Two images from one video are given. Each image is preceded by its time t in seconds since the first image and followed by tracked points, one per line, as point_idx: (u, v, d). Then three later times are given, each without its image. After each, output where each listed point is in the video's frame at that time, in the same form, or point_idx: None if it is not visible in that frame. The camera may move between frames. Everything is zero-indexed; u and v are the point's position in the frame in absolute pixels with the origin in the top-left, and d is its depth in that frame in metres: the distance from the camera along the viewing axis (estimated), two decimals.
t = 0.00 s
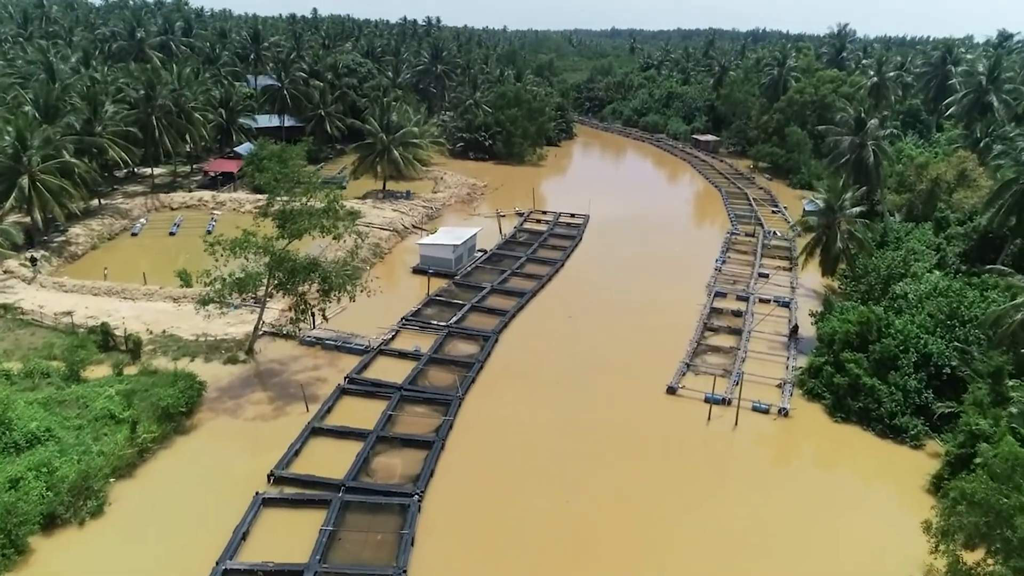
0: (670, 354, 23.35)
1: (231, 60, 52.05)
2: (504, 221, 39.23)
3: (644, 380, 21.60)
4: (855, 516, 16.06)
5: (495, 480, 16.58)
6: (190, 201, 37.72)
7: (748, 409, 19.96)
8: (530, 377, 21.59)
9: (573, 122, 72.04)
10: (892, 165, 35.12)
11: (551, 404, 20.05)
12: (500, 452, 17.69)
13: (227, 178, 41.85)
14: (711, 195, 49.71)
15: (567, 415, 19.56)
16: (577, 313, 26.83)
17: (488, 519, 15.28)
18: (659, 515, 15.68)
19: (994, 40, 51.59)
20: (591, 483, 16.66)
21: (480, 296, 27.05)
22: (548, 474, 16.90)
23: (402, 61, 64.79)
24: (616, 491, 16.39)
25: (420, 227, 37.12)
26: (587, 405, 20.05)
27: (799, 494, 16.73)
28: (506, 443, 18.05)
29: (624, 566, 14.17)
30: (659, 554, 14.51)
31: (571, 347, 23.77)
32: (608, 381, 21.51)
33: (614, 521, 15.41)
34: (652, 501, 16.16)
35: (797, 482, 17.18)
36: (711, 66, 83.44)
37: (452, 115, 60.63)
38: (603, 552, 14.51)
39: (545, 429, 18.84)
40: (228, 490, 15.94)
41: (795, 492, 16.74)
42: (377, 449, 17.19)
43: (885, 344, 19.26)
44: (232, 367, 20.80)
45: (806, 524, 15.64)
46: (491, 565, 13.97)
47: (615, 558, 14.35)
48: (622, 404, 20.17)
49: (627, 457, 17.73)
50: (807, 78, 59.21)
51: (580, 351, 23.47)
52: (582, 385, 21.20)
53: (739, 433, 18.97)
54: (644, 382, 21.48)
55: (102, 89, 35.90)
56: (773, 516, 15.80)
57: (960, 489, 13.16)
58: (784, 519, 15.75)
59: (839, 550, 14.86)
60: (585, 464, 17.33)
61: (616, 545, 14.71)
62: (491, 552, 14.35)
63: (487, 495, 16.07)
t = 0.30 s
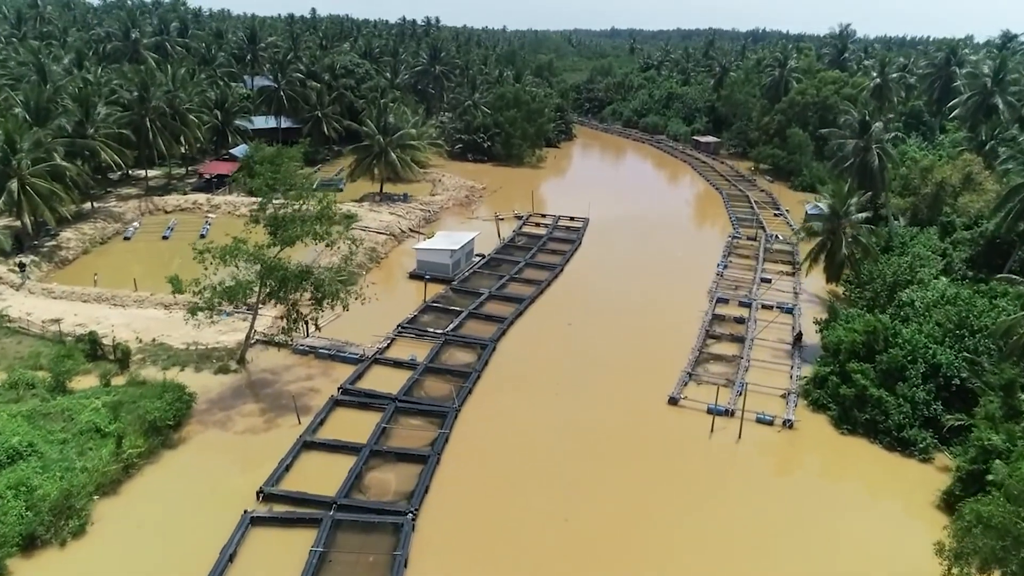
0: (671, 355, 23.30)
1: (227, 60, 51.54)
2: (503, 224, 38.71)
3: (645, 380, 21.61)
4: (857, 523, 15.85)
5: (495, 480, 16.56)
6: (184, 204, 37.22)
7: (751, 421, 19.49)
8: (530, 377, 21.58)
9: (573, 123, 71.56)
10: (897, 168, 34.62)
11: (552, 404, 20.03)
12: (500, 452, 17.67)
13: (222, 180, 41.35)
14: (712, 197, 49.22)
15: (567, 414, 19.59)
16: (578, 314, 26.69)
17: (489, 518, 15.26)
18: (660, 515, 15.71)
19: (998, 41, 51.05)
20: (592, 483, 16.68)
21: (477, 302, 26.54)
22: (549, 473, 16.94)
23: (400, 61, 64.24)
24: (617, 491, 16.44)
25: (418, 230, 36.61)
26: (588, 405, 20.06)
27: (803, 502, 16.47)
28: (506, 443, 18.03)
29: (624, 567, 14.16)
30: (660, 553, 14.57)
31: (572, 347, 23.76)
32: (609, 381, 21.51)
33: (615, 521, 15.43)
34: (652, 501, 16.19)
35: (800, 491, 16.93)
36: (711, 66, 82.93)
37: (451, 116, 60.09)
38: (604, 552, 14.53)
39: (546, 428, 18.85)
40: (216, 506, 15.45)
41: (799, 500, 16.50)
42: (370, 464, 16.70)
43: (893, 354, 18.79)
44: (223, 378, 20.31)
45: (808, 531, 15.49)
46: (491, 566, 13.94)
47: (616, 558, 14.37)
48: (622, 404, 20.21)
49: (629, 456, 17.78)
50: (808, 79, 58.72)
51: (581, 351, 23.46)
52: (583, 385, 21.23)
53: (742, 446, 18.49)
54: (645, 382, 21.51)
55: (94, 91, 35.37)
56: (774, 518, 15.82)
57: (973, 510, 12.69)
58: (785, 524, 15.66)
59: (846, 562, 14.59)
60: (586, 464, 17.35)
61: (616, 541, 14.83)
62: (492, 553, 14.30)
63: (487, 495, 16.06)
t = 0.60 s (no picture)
0: (671, 359, 23.29)
1: (223, 62, 51.07)
2: (501, 228, 38.18)
3: (644, 383, 21.66)
4: (862, 534, 15.62)
5: (496, 485, 16.59)
6: (178, 208, 36.74)
7: (756, 433, 19.00)
8: (530, 379, 21.68)
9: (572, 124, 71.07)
10: (901, 170, 34.15)
11: (552, 408, 20.08)
12: (501, 457, 17.69)
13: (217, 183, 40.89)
14: (712, 200, 48.71)
15: (567, 418, 19.65)
16: (578, 317, 26.64)
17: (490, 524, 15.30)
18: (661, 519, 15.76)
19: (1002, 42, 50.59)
20: (592, 487, 16.73)
21: (475, 309, 26.04)
22: (549, 477, 17.00)
23: (398, 62, 63.72)
24: (617, 494, 16.51)
25: (415, 234, 36.11)
26: (589, 406, 20.23)
27: (807, 512, 16.22)
28: (506, 446, 18.16)
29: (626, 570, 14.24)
30: (661, 557, 14.61)
31: (572, 349, 23.79)
32: (609, 384, 21.56)
33: (616, 525, 15.48)
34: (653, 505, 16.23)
35: (804, 503, 16.57)
36: (711, 67, 82.45)
37: (450, 117, 59.55)
38: (604, 557, 14.56)
39: (546, 432, 18.88)
40: (204, 525, 14.94)
41: (802, 509, 16.25)
42: (364, 481, 16.20)
43: (901, 365, 18.31)
44: (214, 389, 19.80)
45: (812, 541, 15.30)
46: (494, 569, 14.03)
47: (616, 563, 14.41)
48: (622, 407, 20.28)
49: (629, 459, 17.85)
50: (809, 80, 58.27)
51: (581, 354, 23.50)
52: (583, 388, 21.30)
53: (747, 460, 17.99)
54: (645, 385, 21.55)
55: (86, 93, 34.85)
56: (775, 519, 15.87)
57: (990, 534, 12.21)
58: (787, 530, 15.58)
59: None
60: (586, 468, 17.42)
61: (616, 547, 14.86)
62: (493, 559, 14.30)
63: (488, 500, 16.08)
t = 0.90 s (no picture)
0: (670, 359, 23.32)
1: (219, 63, 50.54)
2: (500, 231, 37.64)
3: (644, 383, 21.72)
4: (865, 542, 15.40)
5: (496, 486, 16.62)
6: (173, 212, 36.25)
7: (761, 445, 18.49)
8: (530, 381, 21.70)
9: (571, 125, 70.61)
10: (905, 173, 33.64)
11: (552, 408, 20.13)
12: (500, 459, 17.67)
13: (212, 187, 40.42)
14: (713, 202, 48.23)
15: (567, 418, 19.70)
16: (578, 318, 26.63)
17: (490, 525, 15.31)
18: (660, 518, 15.79)
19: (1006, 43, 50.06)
20: (592, 488, 16.75)
21: (473, 316, 25.53)
22: (549, 477, 17.03)
23: (396, 63, 63.18)
24: (616, 495, 16.54)
25: (413, 238, 35.62)
26: (588, 407, 20.27)
27: (811, 524, 15.89)
28: (506, 446, 18.18)
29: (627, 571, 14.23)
30: (660, 558, 14.62)
31: (572, 350, 23.84)
32: (608, 384, 21.63)
33: (616, 525, 15.51)
34: (652, 505, 16.23)
35: (810, 516, 16.16)
36: (712, 67, 81.90)
37: (448, 118, 59.05)
38: (604, 558, 14.54)
39: (546, 433, 18.91)
40: (190, 544, 14.42)
41: (806, 521, 15.93)
42: (357, 498, 15.70)
43: (910, 376, 17.82)
44: (204, 401, 19.29)
45: (815, 549, 15.11)
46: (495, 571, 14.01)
47: (616, 564, 14.39)
48: (621, 407, 20.33)
49: (629, 459, 17.91)
50: (811, 81, 57.76)
51: (581, 355, 23.55)
52: (583, 388, 21.35)
53: (752, 474, 17.47)
54: (644, 385, 21.60)
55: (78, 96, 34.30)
56: (775, 522, 15.83)
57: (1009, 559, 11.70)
58: (788, 536, 15.47)
59: None
60: (586, 468, 17.46)
61: (617, 547, 14.86)
62: (493, 562, 14.26)
63: (488, 501, 16.07)
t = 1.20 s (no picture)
0: (671, 360, 23.33)
1: (214, 64, 50.03)
2: (499, 235, 37.12)
3: (644, 383, 21.76)
4: (868, 549, 15.25)
5: (497, 487, 16.61)
6: (166, 215, 35.76)
7: (765, 459, 18.00)
8: (529, 382, 21.68)
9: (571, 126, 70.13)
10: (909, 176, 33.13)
11: (552, 408, 20.15)
12: (500, 459, 17.67)
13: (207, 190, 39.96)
14: (714, 204, 47.74)
15: (568, 418, 19.72)
16: (578, 320, 26.57)
17: (491, 526, 15.30)
18: (661, 518, 15.82)
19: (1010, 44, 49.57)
20: (593, 488, 16.76)
21: (471, 323, 25.01)
22: (551, 478, 17.04)
23: (394, 63, 62.70)
24: (617, 494, 16.57)
25: (410, 242, 35.12)
26: (588, 407, 20.28)
27: (815, 534, 15.60)
28: (505, 448, 18.19)
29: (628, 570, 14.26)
30: (661, 557, 14.63)
31: (572, 351, 23.82)
32: (609, 384, 21.69)
33: (618, 525, 15.52)
34: (652, 506, 16.25)
35: (815, 529, 15.80)
36: (712, 68, 81.35)
37: (446, 119, 58.55)
38: (605, 558, 14.55)
39: (546, 433, 18.92)
40: (176, 565, 13.90)
41: (809, 531, 15.65)
42: (349, 517, 15.20)
43: (919, 389, 17.33)
44: (194, 413, 18.78)
45: (815, 549, 15.13)
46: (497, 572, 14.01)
47: (617, 564, 14.40)
48: (622, 407, 20.37)
49: (629, 459, 17.95)
50: (812, 82, 57.29)
51: (581, 355, 23.57)
52: (584, 388, 21.38)
53: (757, 489, 16.97)
54: (645, 385, 21.65)
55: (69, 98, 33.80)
56: (776, 522, 15.82)
57: None
58: (788, 536, 15.47)
59: None
60: (587, 468, 17.49)
61: (618, 547, 14.87)
62: (494, 564, 14.23)
63: (488, 503, 16.04)
